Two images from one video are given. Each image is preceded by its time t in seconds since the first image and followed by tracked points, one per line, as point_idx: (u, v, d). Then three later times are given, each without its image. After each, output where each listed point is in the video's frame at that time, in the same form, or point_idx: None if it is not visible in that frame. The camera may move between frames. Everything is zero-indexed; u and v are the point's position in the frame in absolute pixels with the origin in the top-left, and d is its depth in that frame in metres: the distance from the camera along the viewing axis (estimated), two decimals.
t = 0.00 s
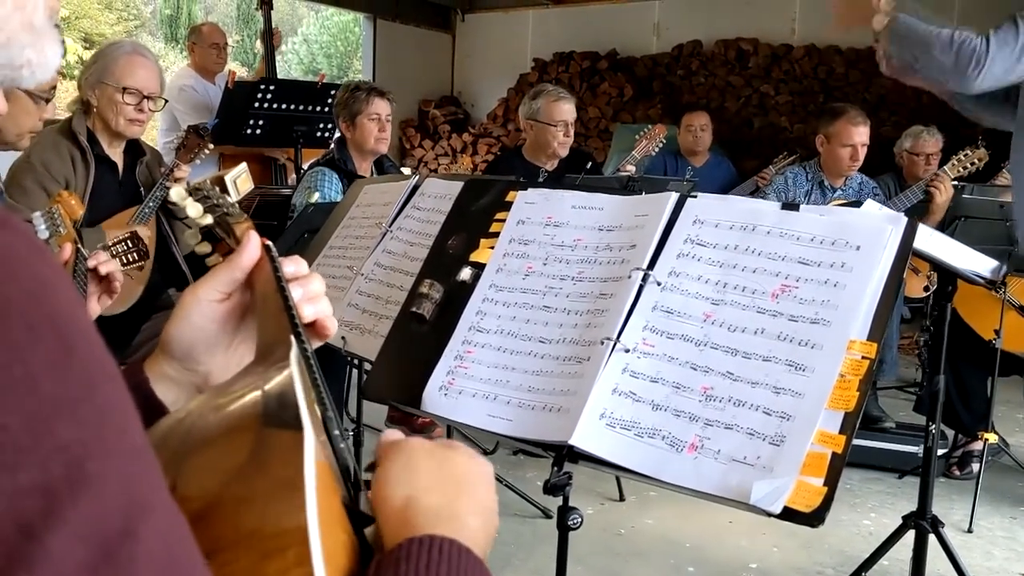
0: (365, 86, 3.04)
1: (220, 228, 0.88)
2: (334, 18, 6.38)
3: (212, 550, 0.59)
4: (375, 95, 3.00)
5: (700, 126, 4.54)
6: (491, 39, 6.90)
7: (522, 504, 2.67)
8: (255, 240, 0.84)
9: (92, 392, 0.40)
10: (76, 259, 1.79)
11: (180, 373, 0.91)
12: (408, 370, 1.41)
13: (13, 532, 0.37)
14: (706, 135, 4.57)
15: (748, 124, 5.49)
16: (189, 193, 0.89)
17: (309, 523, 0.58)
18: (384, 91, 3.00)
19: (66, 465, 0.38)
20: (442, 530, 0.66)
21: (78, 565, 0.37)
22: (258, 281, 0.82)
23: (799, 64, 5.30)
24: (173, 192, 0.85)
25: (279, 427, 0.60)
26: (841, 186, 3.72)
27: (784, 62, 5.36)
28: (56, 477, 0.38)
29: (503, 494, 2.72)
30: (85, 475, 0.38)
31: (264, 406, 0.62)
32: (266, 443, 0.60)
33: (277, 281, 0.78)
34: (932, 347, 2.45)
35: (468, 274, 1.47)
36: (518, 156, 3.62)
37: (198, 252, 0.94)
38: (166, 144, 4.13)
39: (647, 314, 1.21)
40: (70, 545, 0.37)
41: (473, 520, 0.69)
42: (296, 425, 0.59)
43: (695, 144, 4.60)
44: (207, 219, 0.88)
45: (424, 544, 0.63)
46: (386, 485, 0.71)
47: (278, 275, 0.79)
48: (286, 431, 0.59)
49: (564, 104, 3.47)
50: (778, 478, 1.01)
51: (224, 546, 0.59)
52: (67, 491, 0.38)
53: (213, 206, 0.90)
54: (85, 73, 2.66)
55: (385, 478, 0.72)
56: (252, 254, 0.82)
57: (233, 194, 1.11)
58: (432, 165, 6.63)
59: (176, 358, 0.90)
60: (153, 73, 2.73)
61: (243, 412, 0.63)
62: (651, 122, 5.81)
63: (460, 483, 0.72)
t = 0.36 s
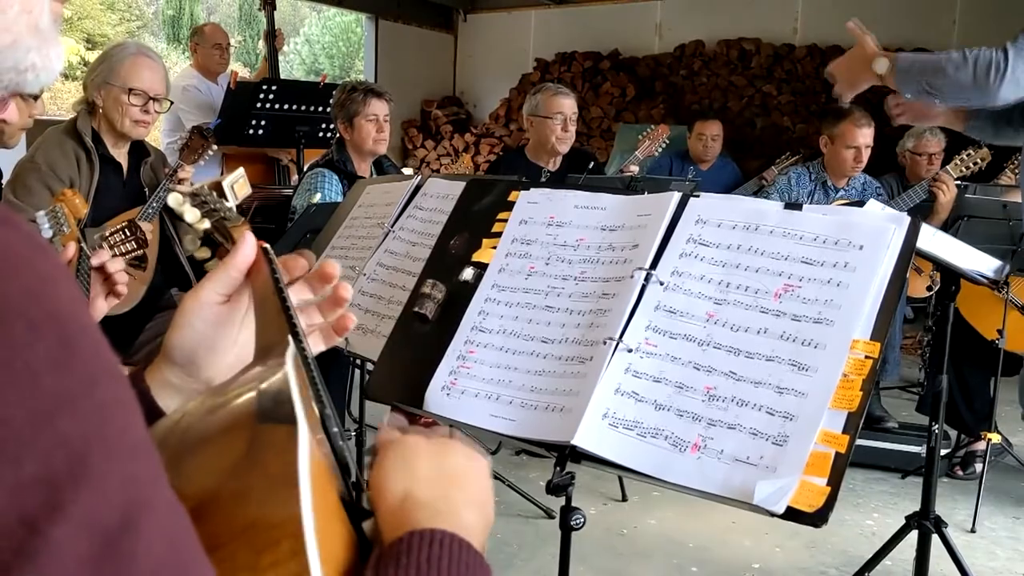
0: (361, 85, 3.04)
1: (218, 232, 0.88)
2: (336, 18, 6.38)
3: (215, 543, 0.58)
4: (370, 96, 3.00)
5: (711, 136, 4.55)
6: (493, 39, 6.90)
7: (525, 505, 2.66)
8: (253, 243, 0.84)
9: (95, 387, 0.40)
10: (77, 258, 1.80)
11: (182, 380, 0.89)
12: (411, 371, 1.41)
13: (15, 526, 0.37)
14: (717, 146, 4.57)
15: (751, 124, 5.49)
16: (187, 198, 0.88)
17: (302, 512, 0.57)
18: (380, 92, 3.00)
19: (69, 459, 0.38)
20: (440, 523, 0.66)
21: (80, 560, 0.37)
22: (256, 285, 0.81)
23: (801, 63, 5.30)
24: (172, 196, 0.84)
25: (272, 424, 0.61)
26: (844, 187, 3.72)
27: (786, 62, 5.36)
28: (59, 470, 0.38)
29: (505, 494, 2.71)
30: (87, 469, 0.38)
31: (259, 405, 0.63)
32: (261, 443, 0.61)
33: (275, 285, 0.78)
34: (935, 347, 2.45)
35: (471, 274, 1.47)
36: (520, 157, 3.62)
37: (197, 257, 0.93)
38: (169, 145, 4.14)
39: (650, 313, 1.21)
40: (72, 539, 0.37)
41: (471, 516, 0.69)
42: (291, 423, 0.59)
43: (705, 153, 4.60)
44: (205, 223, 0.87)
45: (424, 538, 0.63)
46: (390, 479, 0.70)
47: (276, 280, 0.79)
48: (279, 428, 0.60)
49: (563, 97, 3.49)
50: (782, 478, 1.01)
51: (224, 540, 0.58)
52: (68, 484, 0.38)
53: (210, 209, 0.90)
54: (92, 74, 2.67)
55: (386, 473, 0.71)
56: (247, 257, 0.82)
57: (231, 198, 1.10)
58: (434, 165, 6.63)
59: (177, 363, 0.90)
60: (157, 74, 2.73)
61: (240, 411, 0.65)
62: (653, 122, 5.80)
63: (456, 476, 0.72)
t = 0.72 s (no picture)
0: (364, 83, 3.04)
1: (220, 228, 0.88)
2: (337, 18, 6.39)
3: (214, 545, 0.59)
4: (373, 95, 3.00)
5: (713, 133, 4.58)
6: (494, 40, 6.90)
7: (526, 504, 2.66)
8: (255, 240, 0.84)
9: (93, 384, 0.40)
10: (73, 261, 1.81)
11: (185, 376, 0.90)
12: (412, 370, 1.41)
13: (12, 522, 0.37)
14: (718, 143, 4.60)
15: (752, 124, 5.48)
16: (190, 194, 0.89)
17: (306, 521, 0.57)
18: (382, 91, 2.99)
19: (66, 455, 0.38)
20: (427, 518, 0.66)
21: (78, 556, 0.37)
22: (258, 281, 0.81)
23: (802, 63, 5.30)
24: (174, 194, 0.86)
25: (274, 426, 0.59)
26: (845, 186, 3.72)
27: (787, 62, 5.36)
28: (57, 467, 0.38)
29: (506, 494, 2.71)
30: (85, 464, 0.38)
31: (262, 404, 0.61)
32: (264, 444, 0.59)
33: (276, 277, 0.78)
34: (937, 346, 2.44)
35: (473, 274, 1.47)
36: (522, 157, 3.62)
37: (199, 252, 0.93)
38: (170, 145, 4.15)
39: (651, 312, 1.21)
40: (69, 534, 0.37)
41: (466, 506, 0.69)
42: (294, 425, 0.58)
43: (706, 150, 4.62)
44: (207, 219, 0.87)
45: (416, 533, 0.63)
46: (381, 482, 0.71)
47: (277, 271, 0.78)
48: (282, 431, 0.59)
49: (570, 95, 3.54)
50: (783, 476, 1.01)
51: (223, 543, 0.59)
52: (67, 481, 0.38)
53: (213, 206, 0.90)
54: (91, 74, 2.67)
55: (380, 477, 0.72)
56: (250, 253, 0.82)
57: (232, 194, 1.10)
58: (435, 165, 6.64)
59: (178, 359, 0.90)
60: (157, 73, 2.74)
61: (242, 410, 0.63)
62: (654, 121, 5.81)
63: (453, 474, 0.71)
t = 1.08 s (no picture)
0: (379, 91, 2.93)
1: (220, 225, 0.89)
2: (337, 19, 6.39)
3: (219, 542, 0.59)
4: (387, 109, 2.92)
5: (710, 129, 4.60)
6: (495, 40, 6.89)
7: (527, 504, 2.67)
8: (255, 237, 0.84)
9: (97, 385, 0.40)
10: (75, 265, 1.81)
11: (186, 374, 0.91)
12: (414, 369, 1.41)
13: (18, 528, 0.37)
14: (716, 139, 4.62)
15: (753, 123, 5.48)
16: (190, 191, 0.89)
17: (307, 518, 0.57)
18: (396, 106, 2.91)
19: (72, 460, 0.38)
20: (434, 521, 0.65)
21: (84, 561, 0.37)
22: (258, 277, 0.81)
23: (803, 62, 5.30)
24: (174, 189, 0.84)
25: (276, 423, 0.59)
26: (846, 185, 3.72)
27: (788, 62, 5.36)
28: (62, 472, 0.38)
29: (508, 494, 2.71)
30: (90, 469, 0.38)
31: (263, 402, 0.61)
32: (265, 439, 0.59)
33: (277, 276, 0.78)
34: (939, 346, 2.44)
35: (475, 272, 1.47)
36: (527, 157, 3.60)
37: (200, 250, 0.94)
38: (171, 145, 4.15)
39: (654, 311, 1.21)
40: (75, 540, 0.37)
41: (469, 512, 0.69)
42: (296, 420, 0.58)
43: (705, 146, 4.64)
44: (208, 216, 0.87)
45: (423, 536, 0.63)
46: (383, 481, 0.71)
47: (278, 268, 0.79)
48: (283, 427, 0.59)
49: (576, 95, 3.51)
50: (786, 475, 1.01)
51: (226, 540, 0.59)
52: (72, 485, 0.37)
53: (213, 203, 0.90)
54: (93, 74, 2.67)
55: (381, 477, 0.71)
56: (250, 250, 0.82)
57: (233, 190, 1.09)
58: (436, 165, 6.60)
59: (180, 357, 0.90)
60: (159, 74, 2.74)
61: (244, 406, 0.62)
62: (655, 121, 5.81)
63: (455, 477, 0.71)
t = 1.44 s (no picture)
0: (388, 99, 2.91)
1: (222, 226, 0.89)
2: (337, 18, 6.39)
3: (220, 542, 0.59)
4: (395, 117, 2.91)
5: (712, 131, 4.60)
6: (496, 39, 6.89)
7: (528, 503, 2.67)
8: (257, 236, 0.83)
9: (101, 384, 0.40)
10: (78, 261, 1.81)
11: (197, 377, 0.91)
12: (417, 367, 1.40)
13: (24, 529, 0.36)
14: (718, 141, 4.63)
15: (753, 123, 5.48)
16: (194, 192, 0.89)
17: (320, 518, 0.56)
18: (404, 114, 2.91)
19: (79, 460, 0.38)
20: (445, 521, 0.65)
21: (90, 562, 0.37)
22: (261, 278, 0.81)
23: (804, 61, 5.29)
24: (177, 190, 0.84)
25: (284, 421, 0.60)
26: (847, 185, 3.71)
27: (789, 61, 5.36)
28: (69, 472, 0.37)
29: (509, 494, 2.71)
30: (96, 469, 0.38)
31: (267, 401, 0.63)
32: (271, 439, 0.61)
33: (280, 277, 0.77)
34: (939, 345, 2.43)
35: (476, 270, 1.47)
36: (532, 155, 3.65)
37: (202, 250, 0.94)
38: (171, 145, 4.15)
39: (654, 309, 1.21)
40: (81, 540, 0.37)
41: (479, 516, 0.68)
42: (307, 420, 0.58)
43: (706, 149, 4.65)
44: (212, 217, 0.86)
45: (433, 535, 0.62)
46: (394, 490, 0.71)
47: (282, 273, 0.77)
48: (295, 427, 0.59)
49: (584, 96, 3.54)
50: (787, 473, 1.01)
51: (231, 538, 0.59)
52: (79, 485, 0.37)
53: (217, 203, 0.91)
54: (95, 72, 2.67)
55: (393, 485, 0.71)
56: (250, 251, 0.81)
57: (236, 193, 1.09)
58: (437, 164, 6.58)
59: (190, 359, 0.91)
60: (162, 74, 2.74)
61: (249, 407, 0.65)
62: (656, 120, 5.80)
63: (463, 482, 0.72)
